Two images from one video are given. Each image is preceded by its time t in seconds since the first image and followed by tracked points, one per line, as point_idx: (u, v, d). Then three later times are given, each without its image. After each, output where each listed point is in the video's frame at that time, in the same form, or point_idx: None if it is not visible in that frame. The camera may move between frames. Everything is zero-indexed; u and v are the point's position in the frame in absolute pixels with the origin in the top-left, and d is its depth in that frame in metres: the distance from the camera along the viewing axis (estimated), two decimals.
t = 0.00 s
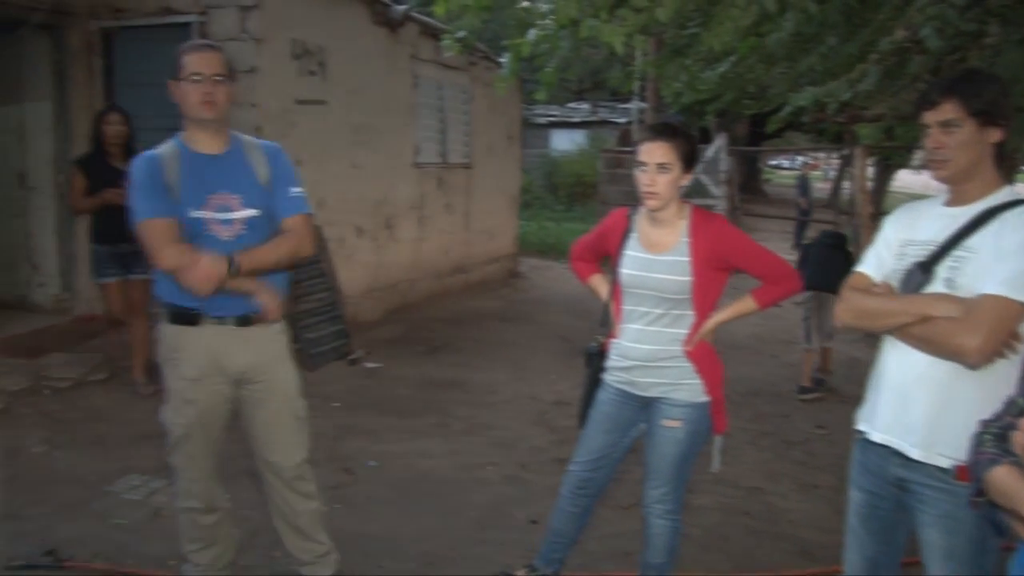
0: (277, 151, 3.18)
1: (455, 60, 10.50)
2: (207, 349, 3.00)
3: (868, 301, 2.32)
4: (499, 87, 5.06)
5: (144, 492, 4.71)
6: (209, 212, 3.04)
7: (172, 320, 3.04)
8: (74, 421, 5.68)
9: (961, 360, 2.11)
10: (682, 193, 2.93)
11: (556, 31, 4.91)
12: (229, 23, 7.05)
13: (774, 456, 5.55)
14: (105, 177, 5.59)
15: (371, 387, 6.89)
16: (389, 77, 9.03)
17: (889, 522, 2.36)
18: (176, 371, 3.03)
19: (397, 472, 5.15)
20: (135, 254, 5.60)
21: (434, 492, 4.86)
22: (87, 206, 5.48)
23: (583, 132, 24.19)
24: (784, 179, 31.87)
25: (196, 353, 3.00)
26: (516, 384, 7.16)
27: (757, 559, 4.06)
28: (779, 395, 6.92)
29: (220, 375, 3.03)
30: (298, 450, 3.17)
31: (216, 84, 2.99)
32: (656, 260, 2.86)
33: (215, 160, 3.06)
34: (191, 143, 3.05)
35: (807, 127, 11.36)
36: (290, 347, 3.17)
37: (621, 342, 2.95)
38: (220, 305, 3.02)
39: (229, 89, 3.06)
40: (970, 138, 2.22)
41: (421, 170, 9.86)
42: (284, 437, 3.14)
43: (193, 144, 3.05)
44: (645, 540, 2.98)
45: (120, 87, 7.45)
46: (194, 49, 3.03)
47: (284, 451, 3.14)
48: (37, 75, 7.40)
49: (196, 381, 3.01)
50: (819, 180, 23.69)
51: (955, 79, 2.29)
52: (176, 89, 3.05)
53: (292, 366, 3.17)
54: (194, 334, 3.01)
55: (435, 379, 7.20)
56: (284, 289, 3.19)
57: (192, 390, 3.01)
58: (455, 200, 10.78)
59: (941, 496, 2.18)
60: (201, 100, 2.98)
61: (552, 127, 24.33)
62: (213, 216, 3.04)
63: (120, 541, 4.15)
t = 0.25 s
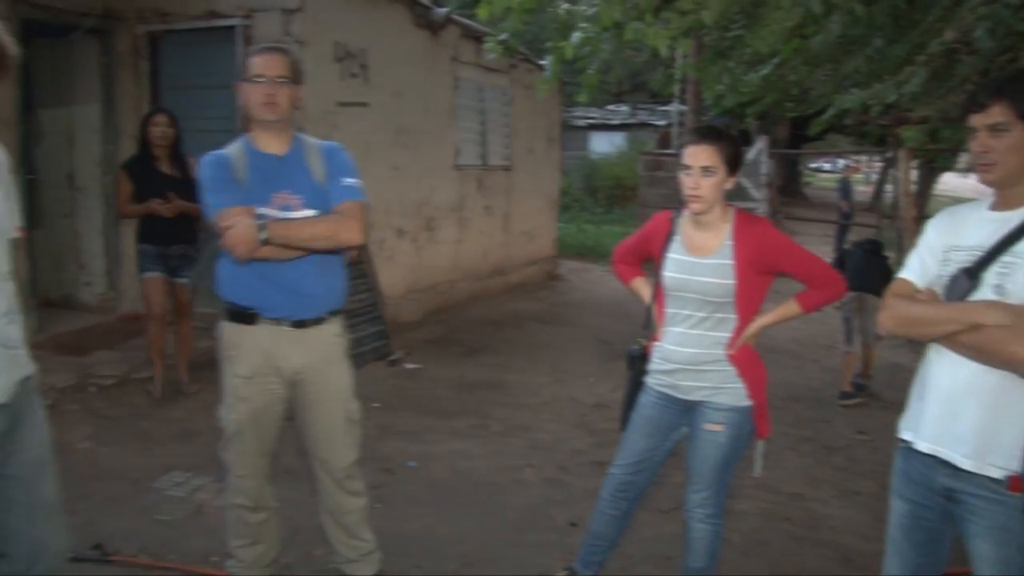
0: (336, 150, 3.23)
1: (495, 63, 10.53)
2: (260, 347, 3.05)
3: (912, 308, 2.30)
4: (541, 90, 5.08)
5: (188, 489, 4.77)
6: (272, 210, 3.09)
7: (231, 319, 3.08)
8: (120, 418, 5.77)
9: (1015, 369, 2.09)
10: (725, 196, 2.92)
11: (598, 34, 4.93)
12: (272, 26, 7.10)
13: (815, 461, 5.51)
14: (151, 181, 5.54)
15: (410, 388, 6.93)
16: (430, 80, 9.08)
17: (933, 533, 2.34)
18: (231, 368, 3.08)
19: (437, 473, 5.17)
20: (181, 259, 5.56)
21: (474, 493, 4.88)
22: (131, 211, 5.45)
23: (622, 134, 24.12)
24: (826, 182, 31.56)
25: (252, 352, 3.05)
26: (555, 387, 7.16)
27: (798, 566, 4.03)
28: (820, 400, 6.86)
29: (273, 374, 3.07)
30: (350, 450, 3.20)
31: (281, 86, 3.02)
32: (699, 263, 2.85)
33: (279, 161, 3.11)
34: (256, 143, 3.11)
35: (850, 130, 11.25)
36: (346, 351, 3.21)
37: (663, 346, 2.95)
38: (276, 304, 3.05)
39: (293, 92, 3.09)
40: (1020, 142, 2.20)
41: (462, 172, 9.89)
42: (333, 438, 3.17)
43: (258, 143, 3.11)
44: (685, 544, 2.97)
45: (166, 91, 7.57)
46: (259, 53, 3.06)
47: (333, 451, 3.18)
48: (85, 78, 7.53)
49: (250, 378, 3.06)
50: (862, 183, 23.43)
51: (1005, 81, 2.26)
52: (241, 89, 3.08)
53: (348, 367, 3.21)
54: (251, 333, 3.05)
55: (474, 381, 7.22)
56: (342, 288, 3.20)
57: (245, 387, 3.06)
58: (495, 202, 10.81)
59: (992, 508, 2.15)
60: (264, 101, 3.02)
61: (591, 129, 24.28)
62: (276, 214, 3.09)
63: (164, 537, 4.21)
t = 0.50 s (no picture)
0: (392, 156, 3.26)
1: (534, 65, 10.54)
2: (310, 348, 3.09)
3: (961, 315, 2.26)
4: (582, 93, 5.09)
5: (229, 488, 4.82)
6: (323, 214, 3.12)
7: (281, 320, 3.12)
8: (163, 417, 5.85)
9: None
10: (767, 199, 2.91)
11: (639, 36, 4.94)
12: (314, 29, 7.15)
13: (856, 467, 5.45)
14: (185, 190, 5.36)
15: (448, 390, 6.96)
16: (469, 82, 9.12)
17: (972, 541, 2.32)
18: (280, 367, 3.12)
19: (475, 474, 5.19)
20: (219, 269, 5.40)
21: (512, 495, 4.89)
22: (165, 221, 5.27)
23: (660, 136, 24.01)
24: (867, 185, 31.22)
25: (301, 352, 3.08)
26: (593, 390, 7.15)
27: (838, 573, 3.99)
28: (861, 405, 6.79)
29: (322, 375, 3.11)
30: (394, 452, 3.23)
31: (335, 89, 3.05)
32: (739, 267, 2.84)
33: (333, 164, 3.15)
34: (311, 146, 3.15)
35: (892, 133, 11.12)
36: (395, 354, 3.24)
37: (704, 349, 2.94)
38: (326, 306, 3.07)
39: (351, 96, 3.13)
40: None
41: (500, 174, 9.91)
42: (379, 439, 3.20)
43: (314, 147, 3.15)
44: (725, 549, 2.95)
45: (209, 94, 7.67)
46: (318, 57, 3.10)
47: (376, 452, 3.21)
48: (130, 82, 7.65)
49: (298, 378, 3.10)
50: (904, 186, 23.13)
51: None
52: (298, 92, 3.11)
53: (397, 369, 3.24)
54: (302, 332, 3.09)
55: (512, 383, 7.23)
56: (390, 291, 3.22)
57: (293, 386, 3.10)
58: (533, 205, 10.81)
59: None
60: (321, 105, 3.06)
61: (629, 132, 24.18)
62: (327, 217, 3.12)
63: (206, 534, 4.26)
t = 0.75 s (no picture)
0: (436, 159, 3.28)
1: (573, 67, 10.53)
2: (351, 349, 3.11)
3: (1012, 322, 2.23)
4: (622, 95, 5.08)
5: (269, 487, 4.87)
6: (365, 216, 3.15)
7: (323, 320, 3.16)
8: (204, 416, 5.92)
9: None
10: (809, 202, 2.89)
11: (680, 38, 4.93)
12: (354, 32, 7.20)
13: (897, 473, 5.39)
14: (207, 191, 5.30)
15: (486, 391, 6.97)
16: (508, 84, 9.14)
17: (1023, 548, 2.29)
18: (321, 367, 3.15)
19: (512, 476, 5.19)
20: (240, 274, 5.37)
21: (550, 497, 4.89)
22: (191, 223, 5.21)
23: (699, 138, 23.86)
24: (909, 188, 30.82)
25: (343, 352, 3.11)
26: (631, 393, 7.13)
27: None
28: (903, 411, 6.71)
29: (363, 376, 3.14)
30: (433, 453, 3.24)
31: (380, 93, 3.09)
32: (780, 270, 2.83)
33: (377, 167, 3.18)
34: (356, 148, 3.18)
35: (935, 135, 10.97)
36: (435, 356, 3.26)
37: (745, 353, 2.93)
38: (368, 308, 3.11)
39: (395, 100, 3.15)
40: None
41: (539, 176, 9.92)
42: (418, 441, 3.21)
43: (358, 150, 3.18)
44: (765, 554, 2.93)
45: (250, 96, 7.77)
46: (364, 60, 3.12)
47: (416, 453, 3.22)
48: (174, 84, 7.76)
49: (339, 378, 3.12)
50: (947, 188, 22.79)
51: None
52: (344, 96, 3.15)
53: (437, 370, 3.26)
54: (343, 333, 3.11)
55: (550, 385, 7.23)
56: (431, 293, 3.25)
57: (334, 387, 3.13)
58: (571, 207, 10.81)
59: None
60: (366, 109, 3.09)
61: (667, 134, 24.05)
62: (369, 220, 3.16)
63: (246, 532, 4.31)
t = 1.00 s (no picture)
0: (475, 163, 3.29)
1: (611, 70, 10.52)
2: (389, 350, 3.13)
3: None
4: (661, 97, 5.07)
5: (307, 487, 4.91)
6: (403, 219, 3.16)
7: (362, 321, 3.18)
8: (244, 416, 5.98)
9: None
10: (852, 206, 2.87)
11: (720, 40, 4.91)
12: (392, 35, 7.17)
13: (939, 480, 5.31)
14: (229, 192, 5.10)
15: (523, 394, 6.97)
16: (546, 87, 9.14)
17: None
18: (360, 368, 3.17)
19: (549, 478, 5.19)
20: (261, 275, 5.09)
21: (587, 499, 4.89)
22: (210, 226, 5.02)
23: (737, 140, 23.70)
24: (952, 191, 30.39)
25: (381, 353, 3.13)
26: (669, 396, 7.10)
27: None
28: (945, 417, 6.62)
29: (401, 377, 3.15)
30: (470, 455, 3.25)
31: (419, 96, 3.11)
32: (821, 273, 2.81)
33: (416, 170, 3.20)
34: (395, 151, 3.20)
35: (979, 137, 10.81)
36: (473, 358, 3.26)
37: (785, 356, 2.91)
38: (405, 309, 3.12)
39: (434, 103, 3.17)
40: None
41: (577, 178, 9.91)
42: (455, 442, 3.22)
43: (397, 153, 3.20)
44: (804, 560, 2.90)
45: (290, 99, 7.87)
46: (404, 63, 3.15)
47: (453, 455, 3.23)
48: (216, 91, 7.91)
49: (377, 378, 3.14)
50: (991, 191, 22.44)
51: None
52: (384, 99, 3.18)
53: (475, 372, 3.27)
54: (382, 334, 3.13)
55: (587, 388, 7.22)
56: (469, 296, 3.26)
57: (372, 387, 3.14)
58: (609, 209, 10.79)
59: None
60: (405, 112, 3.11)
61: (705, 136, 23.90)
62: (406, 222, 3.16)
63: (285, 531, 4.35)
